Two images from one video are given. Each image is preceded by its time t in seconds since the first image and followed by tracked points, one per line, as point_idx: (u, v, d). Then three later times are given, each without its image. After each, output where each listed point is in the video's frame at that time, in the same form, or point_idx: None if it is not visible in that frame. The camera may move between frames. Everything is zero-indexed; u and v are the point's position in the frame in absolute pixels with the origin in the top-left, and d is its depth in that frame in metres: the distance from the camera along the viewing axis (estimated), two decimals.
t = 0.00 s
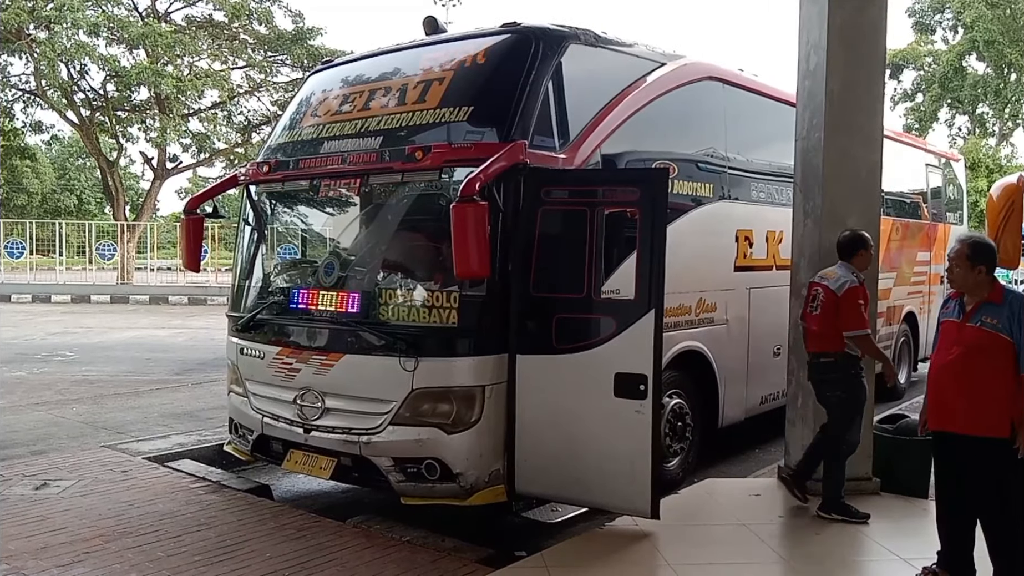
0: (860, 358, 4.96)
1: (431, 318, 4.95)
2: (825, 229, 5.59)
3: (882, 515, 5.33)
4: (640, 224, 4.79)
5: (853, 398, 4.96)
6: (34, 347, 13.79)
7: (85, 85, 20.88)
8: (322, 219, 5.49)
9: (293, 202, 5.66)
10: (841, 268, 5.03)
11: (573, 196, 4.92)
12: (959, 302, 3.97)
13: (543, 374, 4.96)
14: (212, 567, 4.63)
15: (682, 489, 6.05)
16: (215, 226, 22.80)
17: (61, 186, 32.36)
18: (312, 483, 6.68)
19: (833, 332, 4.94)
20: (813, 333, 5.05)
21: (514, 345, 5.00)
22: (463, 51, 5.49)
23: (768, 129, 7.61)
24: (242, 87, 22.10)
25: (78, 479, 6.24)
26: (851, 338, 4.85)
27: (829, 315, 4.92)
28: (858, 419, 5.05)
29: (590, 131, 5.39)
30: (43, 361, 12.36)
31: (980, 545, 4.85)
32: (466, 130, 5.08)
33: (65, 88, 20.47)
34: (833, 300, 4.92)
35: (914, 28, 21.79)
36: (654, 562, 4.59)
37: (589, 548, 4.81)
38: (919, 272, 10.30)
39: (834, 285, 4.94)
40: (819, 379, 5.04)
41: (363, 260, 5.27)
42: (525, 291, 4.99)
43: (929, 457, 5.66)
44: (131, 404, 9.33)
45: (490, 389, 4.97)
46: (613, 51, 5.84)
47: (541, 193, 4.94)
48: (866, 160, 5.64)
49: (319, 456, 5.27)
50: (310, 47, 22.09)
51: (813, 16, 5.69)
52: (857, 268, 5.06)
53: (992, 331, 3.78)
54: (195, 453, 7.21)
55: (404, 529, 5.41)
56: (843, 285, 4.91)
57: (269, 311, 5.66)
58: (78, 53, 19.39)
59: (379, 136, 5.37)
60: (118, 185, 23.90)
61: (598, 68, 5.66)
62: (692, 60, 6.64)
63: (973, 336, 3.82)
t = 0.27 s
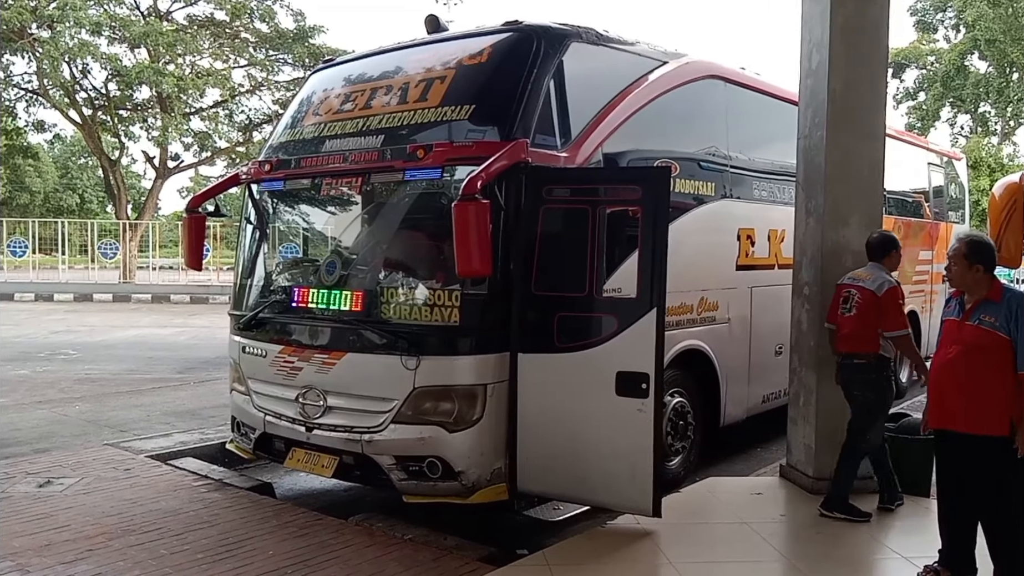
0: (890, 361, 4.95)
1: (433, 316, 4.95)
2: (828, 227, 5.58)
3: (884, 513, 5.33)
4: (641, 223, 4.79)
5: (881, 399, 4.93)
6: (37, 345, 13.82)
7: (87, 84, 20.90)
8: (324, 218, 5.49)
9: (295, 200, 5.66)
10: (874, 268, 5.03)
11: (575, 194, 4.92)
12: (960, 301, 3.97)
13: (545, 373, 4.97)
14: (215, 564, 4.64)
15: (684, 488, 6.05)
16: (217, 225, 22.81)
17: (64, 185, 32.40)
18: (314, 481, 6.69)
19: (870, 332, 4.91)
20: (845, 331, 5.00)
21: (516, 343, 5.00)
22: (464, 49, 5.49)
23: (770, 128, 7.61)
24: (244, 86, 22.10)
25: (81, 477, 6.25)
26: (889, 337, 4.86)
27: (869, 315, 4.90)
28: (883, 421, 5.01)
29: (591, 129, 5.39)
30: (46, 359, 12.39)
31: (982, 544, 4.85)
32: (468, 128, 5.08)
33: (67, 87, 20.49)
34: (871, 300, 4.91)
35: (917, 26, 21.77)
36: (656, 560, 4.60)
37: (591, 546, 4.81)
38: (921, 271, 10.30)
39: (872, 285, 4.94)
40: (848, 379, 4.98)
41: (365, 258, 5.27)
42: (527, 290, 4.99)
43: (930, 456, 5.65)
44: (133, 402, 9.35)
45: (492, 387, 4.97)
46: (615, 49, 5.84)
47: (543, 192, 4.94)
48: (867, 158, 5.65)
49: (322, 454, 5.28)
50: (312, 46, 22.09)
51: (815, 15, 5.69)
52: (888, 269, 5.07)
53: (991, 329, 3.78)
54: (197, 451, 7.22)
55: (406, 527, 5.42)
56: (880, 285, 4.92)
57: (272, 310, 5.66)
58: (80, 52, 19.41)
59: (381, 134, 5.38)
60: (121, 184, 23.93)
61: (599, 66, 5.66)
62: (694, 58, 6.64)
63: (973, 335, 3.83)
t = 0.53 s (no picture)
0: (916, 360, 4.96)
1: (435, 315, 4.96)
2: (830, 226, 5.58)
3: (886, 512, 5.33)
4: (643, 222, 4.80)
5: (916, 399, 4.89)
6: (40, 344, 13.85)
7: (90, 84, 20.93)
8: (326, 217, 5.51)
9: (298, 199, 5.68)
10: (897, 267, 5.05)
11: (577, 193, 4.93)
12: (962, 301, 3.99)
13: (547, 372, 4.97)
14: (218, 563, 4.66)
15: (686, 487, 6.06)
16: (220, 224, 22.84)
17: (66, 184, 32.44)
18: (316, 480, 6.71)
19: (896, 331, 4.92)
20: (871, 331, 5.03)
21: (517, 342, 5.01)
22: (466, 49, 5.50)
23: (772, 127, 7.61)
24: (246, 85, 22.12)
25: (84, 475, 6.27)
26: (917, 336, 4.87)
27: (893, 313, 4.91)
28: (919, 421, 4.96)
29: (593, 128, 5.39)
30: (49, 358, 12.42)
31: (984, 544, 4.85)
32: (470, 128, 5.09)
33: (71, 86, 20.52)
34: (895, 298, 4.92)
35: (919, 25, 21.74)
36: (658, 559, 4.61)
37: (593, 545, 4.82)
38: (922, 270, 10.29)
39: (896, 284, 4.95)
40: (876, 381, 4.96)
41: (368, 257, 5.28)
42: (529, 289, 5.01)
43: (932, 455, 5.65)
44: (136, 401, 9.37)
45: (494, 386, 4.98)
46: (617, 48, 5.85)
47: (545, 191, 4.95)
48: (869, 157, 5.65)
49: (324, 453, 5.29)
50: (314, 46, 22.10)
51: (817, 13, 5.69)
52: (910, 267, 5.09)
53: (991, 329, 3.78)
54: (200, 450, 7.24)
55: (409, 525, 5.44)
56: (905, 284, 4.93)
57: (274, 309, 5.68)
58: (83, 51, 19.45)
59: (383, 134, 5.39)
60: (124, 183, 23.96)
61: (601, 65, 5.66)
62: (696, 58, 6.64)
63: (973, 334, 3.84)
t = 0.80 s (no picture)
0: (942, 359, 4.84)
1: (437, 314, 4.97)
2: (832, 225, 5.59)
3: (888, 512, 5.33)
4: (645, 221, 4.80)
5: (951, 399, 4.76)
6: (43, 343, 13.88)
7: (93, 83, 20.97)
8: (329, 216, 5.52)
9: (300, 199, 5.69)
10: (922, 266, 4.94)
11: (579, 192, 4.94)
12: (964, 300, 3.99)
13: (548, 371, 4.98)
14: (220, 561, 4.66)
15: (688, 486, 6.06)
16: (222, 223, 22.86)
17: (69, 183, 32.47)
18: (318, 478, 6.72)
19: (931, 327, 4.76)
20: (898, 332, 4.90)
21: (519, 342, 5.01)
22: (468, 48, 5.50)
23: (774, 126, 7.60)
24: (249, 84, 22.13)
25: (87, 474, 6.29)
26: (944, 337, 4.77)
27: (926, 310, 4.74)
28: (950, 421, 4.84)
29: (595, 128, 5.38)
30: (53, 357, 12.44)
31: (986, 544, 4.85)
32: (471, 127, 5.09)
33: (74, 85, 20.56)
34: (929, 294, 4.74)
35: (922, 25, 21.72)
36: (659, 559, 4.60)
37: (595, 544, 4.83)
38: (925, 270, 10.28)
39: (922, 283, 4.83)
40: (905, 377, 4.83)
41: (370, 256, 5.29)
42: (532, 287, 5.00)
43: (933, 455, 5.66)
44: (139, 400, 9.39)
45: (496, 385, 4.98)
46: (619, 48, 5.85)
47: (546, 190, 4.95)
48: (872, 156, 5.64)
49: (326, 451, 5.30)
50: (317, 45, 22.10)
51: (820, 13, 5.69)
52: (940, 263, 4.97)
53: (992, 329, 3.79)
54: (203, 449, 7.25)
55: (410, 524, 5.44)
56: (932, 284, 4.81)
57: (277, 308, 5.69)
58: (86, 51, 19.48)
59: (385, 133, 5.40)
60: (127, 182, 23.99)
61: (603, 65, 5.66)
62: (698, 57, 6.64)
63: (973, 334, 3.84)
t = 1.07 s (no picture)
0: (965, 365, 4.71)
1: (439, 314, 4.95)
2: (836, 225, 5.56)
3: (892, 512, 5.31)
4: (648, 221, 4.78)
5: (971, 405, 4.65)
6: (44, 342, 13.85)
7: (95, 81, 20.96)
8: (331, 215, 5.50)
9: (303, 197, 5.67)
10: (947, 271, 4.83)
11: (582, 191, 4.92)
12: (968, 300, 3.96)
13: (550, 371, 4.95)
14: (222, 561, 4.65)
15: (691, 486, 6.04)
16: (224, 222, 22.84)
17: (71, 182, 32.46)
18: (321, 478, 6.71)
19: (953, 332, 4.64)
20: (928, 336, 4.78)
21: (522, 342, 4.99)
22: (471, 47, 5.49)
23: (778, 125, 7.57)
24: (251, 83, 22.11)
25: (89, 473, 6.28)
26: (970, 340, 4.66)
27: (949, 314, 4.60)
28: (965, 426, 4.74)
29: (598, 127, 5.36)
30: (54, 355, 12.42)
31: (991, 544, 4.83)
32: (474, 126, 5.07)
33: (75, 84, 20.55)
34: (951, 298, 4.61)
35: (926, 24, 21.67)
36: (662, 559, 4.58)
37: (598, 544, 4.81)
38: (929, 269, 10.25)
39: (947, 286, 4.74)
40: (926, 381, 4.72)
41: (373, 255, 5.27)
42: (535, 286, 4.96)
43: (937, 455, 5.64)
44: (141, 399, 9.37)
45: (499, 385, 4.97)
46: (622, 46, 5.83)
47: (549, 189, 4.93)
48: (876, 155, 5.62)
49: (328, 451, 5.29)
50: (319, 44, 22.06)
51: (824, 12, 5.66)
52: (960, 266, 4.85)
53: (997, 329, 3.77)
54: (204, 448, 7.24)
55: (413, 523, 5.43)
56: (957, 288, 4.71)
57: (279, 307, 5.68)
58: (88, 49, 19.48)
59: (388, 132, 5.39)
60: (129, 181, 23.98)
61: (606, 63, 5.64)
62: (702, 55, 6.62)
63: (978, 334, 3.82)
